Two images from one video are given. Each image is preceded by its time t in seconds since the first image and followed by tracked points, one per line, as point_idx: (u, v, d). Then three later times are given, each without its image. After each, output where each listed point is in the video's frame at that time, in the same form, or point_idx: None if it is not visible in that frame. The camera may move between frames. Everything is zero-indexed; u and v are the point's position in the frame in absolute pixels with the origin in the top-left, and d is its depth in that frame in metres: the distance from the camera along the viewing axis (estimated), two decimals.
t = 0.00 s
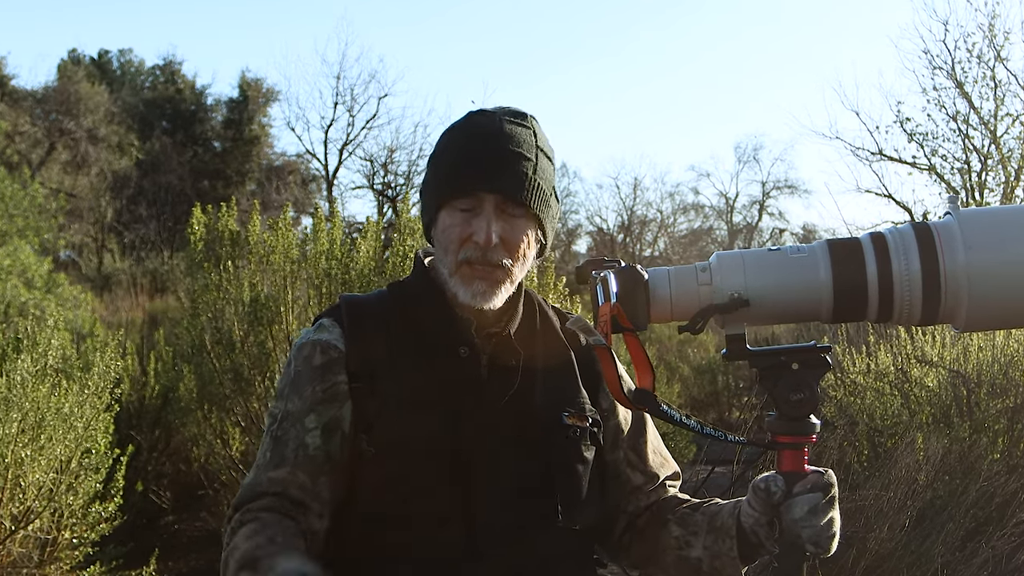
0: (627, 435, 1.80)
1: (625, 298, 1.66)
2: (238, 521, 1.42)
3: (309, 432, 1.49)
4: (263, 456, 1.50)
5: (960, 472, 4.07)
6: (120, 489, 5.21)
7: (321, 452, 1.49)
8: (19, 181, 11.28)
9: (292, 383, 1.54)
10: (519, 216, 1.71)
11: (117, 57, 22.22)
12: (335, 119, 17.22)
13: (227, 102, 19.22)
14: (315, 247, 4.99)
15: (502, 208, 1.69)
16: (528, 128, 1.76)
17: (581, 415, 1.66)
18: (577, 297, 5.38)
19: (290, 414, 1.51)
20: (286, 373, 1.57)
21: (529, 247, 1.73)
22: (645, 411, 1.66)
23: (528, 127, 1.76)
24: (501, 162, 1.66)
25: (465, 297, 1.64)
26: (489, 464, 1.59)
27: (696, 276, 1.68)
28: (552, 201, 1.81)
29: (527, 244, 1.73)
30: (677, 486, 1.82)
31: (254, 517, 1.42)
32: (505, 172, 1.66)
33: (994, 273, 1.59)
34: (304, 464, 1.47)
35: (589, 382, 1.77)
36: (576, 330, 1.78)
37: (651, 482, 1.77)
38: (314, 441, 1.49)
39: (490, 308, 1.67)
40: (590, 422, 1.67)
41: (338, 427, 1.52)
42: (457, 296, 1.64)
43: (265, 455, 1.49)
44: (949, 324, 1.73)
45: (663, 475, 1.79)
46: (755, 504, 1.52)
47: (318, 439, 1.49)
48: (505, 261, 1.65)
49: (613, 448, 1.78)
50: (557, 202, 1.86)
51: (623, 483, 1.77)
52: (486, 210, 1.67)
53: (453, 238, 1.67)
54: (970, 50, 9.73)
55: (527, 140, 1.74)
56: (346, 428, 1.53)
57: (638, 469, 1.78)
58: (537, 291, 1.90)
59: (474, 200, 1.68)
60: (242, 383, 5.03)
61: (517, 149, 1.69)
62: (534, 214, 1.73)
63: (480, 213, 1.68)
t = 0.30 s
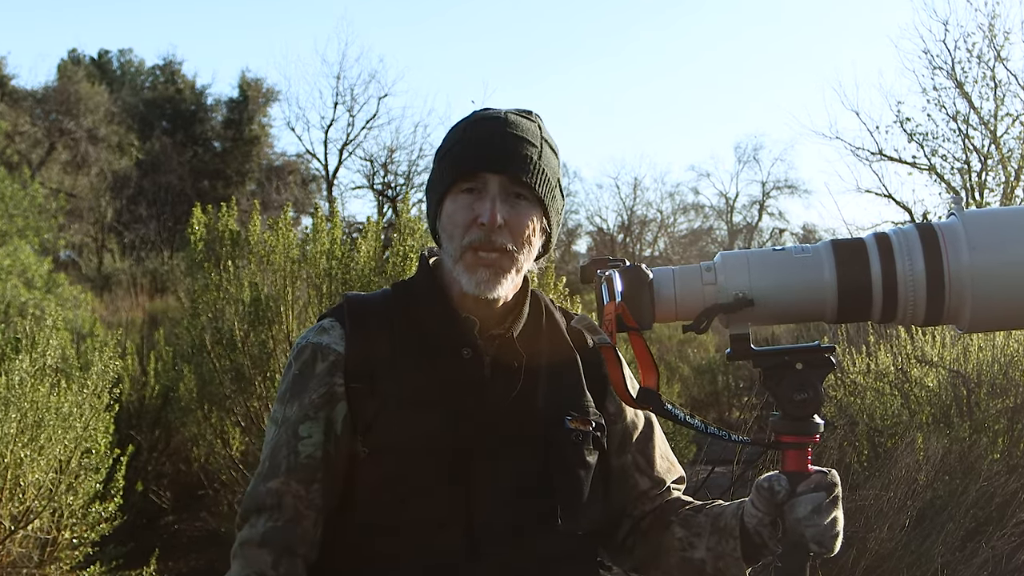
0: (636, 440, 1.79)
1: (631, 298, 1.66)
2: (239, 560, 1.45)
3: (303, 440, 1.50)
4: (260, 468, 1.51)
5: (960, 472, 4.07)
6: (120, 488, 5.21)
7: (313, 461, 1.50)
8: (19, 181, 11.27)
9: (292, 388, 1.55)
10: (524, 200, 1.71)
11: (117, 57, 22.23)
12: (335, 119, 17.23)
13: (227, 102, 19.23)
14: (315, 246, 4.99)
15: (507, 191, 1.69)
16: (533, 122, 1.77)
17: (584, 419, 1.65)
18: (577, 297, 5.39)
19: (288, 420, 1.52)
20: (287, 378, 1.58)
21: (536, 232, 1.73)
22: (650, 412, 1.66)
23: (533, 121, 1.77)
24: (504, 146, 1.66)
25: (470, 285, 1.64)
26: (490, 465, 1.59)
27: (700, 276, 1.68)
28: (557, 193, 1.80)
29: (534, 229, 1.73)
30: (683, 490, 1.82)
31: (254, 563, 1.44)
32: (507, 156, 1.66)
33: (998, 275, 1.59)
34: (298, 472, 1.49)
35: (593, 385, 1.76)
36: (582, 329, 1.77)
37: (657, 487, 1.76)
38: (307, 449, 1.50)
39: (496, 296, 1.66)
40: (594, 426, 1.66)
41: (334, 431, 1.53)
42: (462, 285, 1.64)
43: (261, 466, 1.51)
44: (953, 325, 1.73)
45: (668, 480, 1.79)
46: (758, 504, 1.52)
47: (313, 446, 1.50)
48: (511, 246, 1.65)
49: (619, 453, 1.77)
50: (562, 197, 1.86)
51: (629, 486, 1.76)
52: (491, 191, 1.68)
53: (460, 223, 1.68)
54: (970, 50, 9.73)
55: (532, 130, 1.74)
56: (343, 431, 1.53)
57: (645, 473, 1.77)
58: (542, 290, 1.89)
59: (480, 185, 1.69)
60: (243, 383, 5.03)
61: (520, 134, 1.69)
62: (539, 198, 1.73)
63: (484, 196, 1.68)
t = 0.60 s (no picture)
0: (643, 442, 1.78)
1: (634, 298, 1.66)
2: (254, 564, 1.48)
3: (311, 438, 1.52)
4: (269, 467, 1.54)
5: (960, 472, 4.07)
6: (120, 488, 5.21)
7: (321, 459, 1.52)
8: (19, 180, 11.27)
9: (297, 387, 1.56)
10: (529, 198, 1.71)
11: (117, 57, 22.23)
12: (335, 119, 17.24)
13: (227, 102, 19.23)
14: (315, 247, 4.98)
15: (513, 189, 1.69)
16: (539, 120, 1.77)
17: (588, 419, 1.62)
18: (578, 297, 5.39)
19: (294, 418, 1.54)
20: (292, 376, 1.59)
21: (541, 231, 1.73)
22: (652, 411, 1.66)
23: (540, 120, 1.77)
24: (509, 145, 1.67)
25: (477, 279, 1.63)
26: (492, 464, 1.59)
27: (703, 275, 1.68)
28: (563, 191, 1.80)
29: (539, 228, 1.72)
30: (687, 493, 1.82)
31: (266, 569, 1.47)
32: (513, 154, 1.66)
33: (1002, 275, 1.59)
34: (306, 470, 1.51)
35: (599, 384, 1.75)
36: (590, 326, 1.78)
37: (662, 490, 1.76)
38: (315, 447, 1.52)
39: (502, 293, 1.65)
40: (597, 428, 1.63)
41: (338, 428, 1.54)
42: (469, 279, 1.64)
43: (271, 465, 1.54)
44: (957, 325, 1.72)
45: (674, 483, 1.79)
46: (760, 505, 1.52)
47: (321, 444, 1.52)
48: (515, 242, 1.65)
49: (625, 454, 1.77)
50: (568, 195, 1.86)
51: (634, 488, 1.76)
52: (496, 189, 1.68)
53: (466, 220, 1.68)
54: (970, 50, 9.72)
55: (538, 129, 1.75)
56: (347, 429, 1.55)
57: (651, 475, 1.77)
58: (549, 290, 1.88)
59: (485, 182, 1.69)
60: (242, 383, 5.03)
61: (525, 134, 1.70)
62: (546, 197, 1.72)
63: (489, 193, 1.68)
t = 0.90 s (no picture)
0: (645, 445, 1.79)
1: (640, 298, 1.66)
2: (262, 559, 1.46)
3: (322, 433, 1.51)
4: (276, 460, 1.52)
5: (960, 472, 4.07)
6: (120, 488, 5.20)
7: (331, 455, 1.51)
8: (19, 181, 11.26)
9: (305, 380, 1.55)
10: (540, 200, 1.71)
11: (117, 57, 22.23)
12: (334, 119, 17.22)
13: (227, 102, 19.23)
14: (315, 246, 4.97)
15: (523, 191, 1.69)
16: (552, 122, 1.78)
17: (594, 419, 1.65)
18: (578, 298, 5.39)
19: (302, 411, 1.52)
20: (299, 370, 1.58)
21: (550, 234, 1.73)
22: (657, 412, 1.66)
23: (552, 122, 1.78)
24: (521, 146, 1.67)
25: (482, 281, 1.62)
26: (498, 463, 1.59)
27: (709, 275, 1.68)
28: (573, 195, 1.80)
29: (548, 231, 1.72)
30: (691, 497, 1.82)
31: (276, 563, 1.45)
32: (525, 156, 1.67)
33: (1009, 277, 1.59)
34: (316, 464, 1.50)
35: (605, 386, 1.76)
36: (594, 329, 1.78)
37: (665, 493, 1.76)
38: (326, 442, 1.51)
39: (509, 295, 1.65)
40: (603, 428, 1.66)
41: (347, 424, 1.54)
42: (475, 280, 1.63)
43: (277, 458, 1.52)
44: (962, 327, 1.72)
45: (677, 487, 1.79)
46: (765, 505, 1.52)
47: (332, 439, 1.51)
48: (523, 245, 1.65)
49: (628, 457, 1.77)
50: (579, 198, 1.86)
51: (636, 491, 1.76)
52: (507, 191, 1.68)
53: (475, 221, 1.67)
54: (971, 50, 9.71)
55: (551, 131, 1.75)
56: (354, 424, 1.54)
57: (654, 478, 1.77)
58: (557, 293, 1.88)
59: (495, 183, 1.69)
60: (242, 383, 5.03)
61: (537, 136, 1.70)
62: (555, 200, 1.72)
63: (499, 195, 1.68)
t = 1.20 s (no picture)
0: (646, 444, 1.79)
1: (644, 298, 1.66)
2: (272, 558, 1.47)
3: (329, 433, 1.51)
4: (282, 461, 1.53)
5: (960, 472, 4.07)
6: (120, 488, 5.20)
7: (337, 455, 1.51)
8: (19, 181, 11.24)
9: (310, 381, 1.55)
10: (553, 197, 1.72)
11: (117, 57, 22.24)
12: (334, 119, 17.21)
13: (227, 101, 19.24)
14: (315, 247, 4.98)
15: (537, 188, 1.70)
16: (556, 122, 1.79)
17: (598, 418, 1.66)
18: (578, 298, 5.39)
19: (307, 412, 1.52)
20: (303, 371, 1.58)
21: (562, 230, 1.74)
22: (659, 411, 1.66)
23: (557, 122, 1.79)
24: (530, 142, 1.67)
25: (500, 279, 1.62)
26: (503, 462, 1.58)
27: (712, 275, 1.68)
28: (579, 193, 1.81)
29: (561, 227, 1.73)
30: (693, 495, 1.82)
31: (284, 564, 1.46)
32: (540, 153, 1.68)
33: (1012, 278, 1.59)
34: (322, 465, 1.50)
35: (608, 385, 1.76)
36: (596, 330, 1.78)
37: (667, 491, 1.76)
38: (332, 442, 1.51)
39: (525, 292, 1.65)
40: (607, 426, 1.66)
41: (353, 424, 1.54)
42: (493, 278, 1.63)
43: (283, 459, 1.52)
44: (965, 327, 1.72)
45: (679, 485, 1.79)
46: (768, 505, 1.52)
47: (339, 439, 1.51)
48: (541, 240, 1.65)
49: (630, 455, 1.76)
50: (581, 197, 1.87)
51: (638, 491, 1.75)
52: (524, 188, 1.68)
53: (490, 219, 1.67)
54: (970, 50, 9.71)
55: (557, 130, 1.76)
56: (360, 424, 1.54)
57: (655, 477, 1.76)
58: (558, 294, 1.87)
59: (510, 181, 1.68)
60: (243, 383, 5.02)
61: (544, 132, 1.70)
62: (568, 196, 1.74)
63: (515, 192, 1.68)
